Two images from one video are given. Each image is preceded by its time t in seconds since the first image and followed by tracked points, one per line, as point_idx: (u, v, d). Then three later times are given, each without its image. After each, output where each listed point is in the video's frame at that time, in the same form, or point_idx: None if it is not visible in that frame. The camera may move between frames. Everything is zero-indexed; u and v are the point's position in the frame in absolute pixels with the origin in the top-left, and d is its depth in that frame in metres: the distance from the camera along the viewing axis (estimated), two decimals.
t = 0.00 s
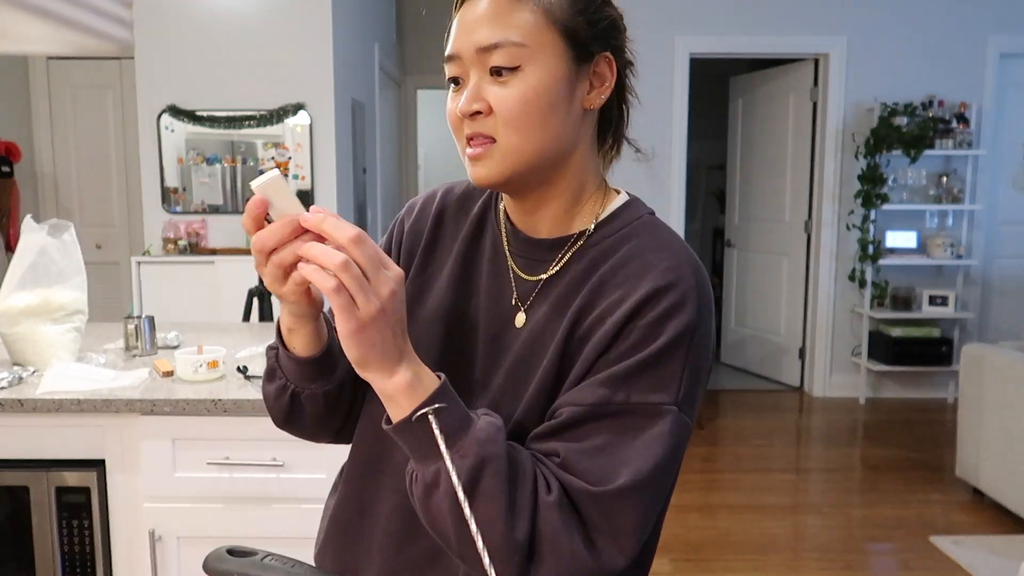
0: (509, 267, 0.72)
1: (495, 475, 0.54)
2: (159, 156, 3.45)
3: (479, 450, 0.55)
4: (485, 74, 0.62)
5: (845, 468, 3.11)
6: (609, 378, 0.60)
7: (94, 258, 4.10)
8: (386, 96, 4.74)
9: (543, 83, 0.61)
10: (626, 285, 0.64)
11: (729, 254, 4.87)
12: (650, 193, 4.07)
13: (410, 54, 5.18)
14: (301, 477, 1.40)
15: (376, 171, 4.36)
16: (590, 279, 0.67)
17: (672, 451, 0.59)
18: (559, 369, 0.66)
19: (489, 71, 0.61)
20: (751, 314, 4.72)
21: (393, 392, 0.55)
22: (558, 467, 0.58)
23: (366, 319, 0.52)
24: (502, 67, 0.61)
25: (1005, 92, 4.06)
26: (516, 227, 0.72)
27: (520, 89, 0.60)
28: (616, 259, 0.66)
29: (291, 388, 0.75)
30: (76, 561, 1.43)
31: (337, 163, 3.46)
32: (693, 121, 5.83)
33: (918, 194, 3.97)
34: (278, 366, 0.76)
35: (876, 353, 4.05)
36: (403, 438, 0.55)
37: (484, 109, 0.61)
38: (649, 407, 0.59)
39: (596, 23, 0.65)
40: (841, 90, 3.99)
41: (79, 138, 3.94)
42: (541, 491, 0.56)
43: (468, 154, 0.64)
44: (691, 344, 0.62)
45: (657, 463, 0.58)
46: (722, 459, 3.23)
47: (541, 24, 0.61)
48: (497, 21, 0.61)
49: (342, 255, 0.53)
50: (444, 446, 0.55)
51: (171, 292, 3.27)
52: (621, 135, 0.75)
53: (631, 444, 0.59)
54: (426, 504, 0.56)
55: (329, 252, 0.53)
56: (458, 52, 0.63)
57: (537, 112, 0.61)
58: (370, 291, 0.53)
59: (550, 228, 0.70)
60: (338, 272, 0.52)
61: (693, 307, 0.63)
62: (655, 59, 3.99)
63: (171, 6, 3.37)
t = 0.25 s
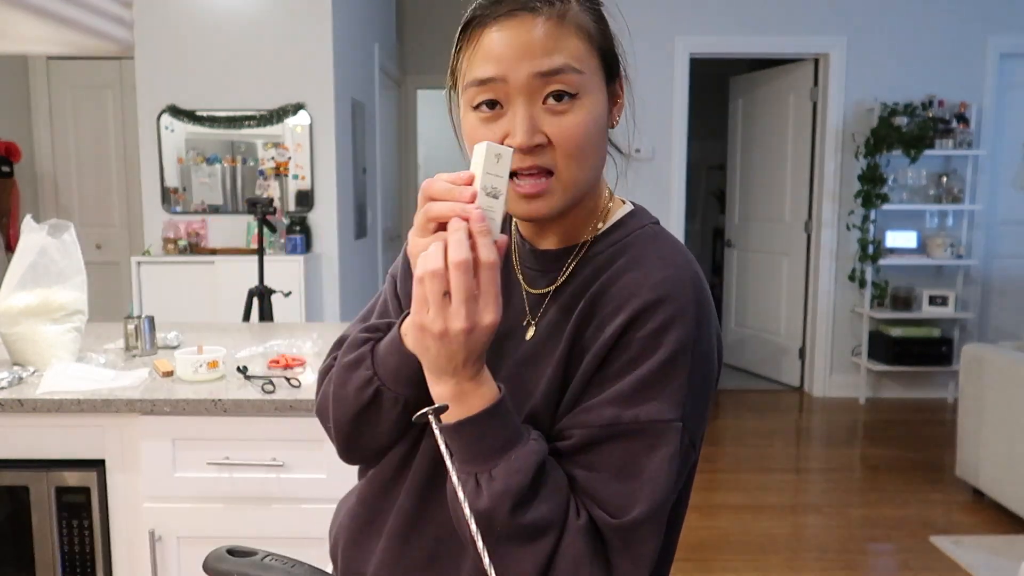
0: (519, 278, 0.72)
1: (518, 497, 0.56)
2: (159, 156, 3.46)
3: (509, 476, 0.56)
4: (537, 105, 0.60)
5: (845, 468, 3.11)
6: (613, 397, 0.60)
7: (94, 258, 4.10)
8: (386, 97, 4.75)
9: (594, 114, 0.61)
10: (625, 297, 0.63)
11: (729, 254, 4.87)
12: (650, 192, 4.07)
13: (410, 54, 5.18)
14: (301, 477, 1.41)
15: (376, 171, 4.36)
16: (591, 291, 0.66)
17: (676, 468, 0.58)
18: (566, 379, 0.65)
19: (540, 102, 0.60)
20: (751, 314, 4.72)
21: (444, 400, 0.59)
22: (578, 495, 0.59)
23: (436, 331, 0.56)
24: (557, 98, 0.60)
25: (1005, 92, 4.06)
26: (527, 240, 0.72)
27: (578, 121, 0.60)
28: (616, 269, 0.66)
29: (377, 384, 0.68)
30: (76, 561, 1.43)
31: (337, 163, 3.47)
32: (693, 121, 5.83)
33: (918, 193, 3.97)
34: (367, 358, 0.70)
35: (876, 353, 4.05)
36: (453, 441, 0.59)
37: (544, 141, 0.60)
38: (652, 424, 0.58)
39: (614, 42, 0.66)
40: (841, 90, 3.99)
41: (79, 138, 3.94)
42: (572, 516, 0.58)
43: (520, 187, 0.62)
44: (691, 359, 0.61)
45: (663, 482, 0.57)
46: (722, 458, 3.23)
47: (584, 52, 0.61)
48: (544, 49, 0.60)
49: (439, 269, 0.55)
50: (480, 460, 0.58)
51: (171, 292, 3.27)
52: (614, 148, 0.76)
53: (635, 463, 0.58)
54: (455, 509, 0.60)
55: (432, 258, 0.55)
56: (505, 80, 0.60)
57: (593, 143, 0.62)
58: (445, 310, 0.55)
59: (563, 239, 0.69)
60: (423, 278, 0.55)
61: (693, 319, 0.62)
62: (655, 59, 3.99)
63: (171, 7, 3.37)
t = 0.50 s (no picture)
0: (518, 282, 0.73)
1: (511, 480, 0.57)
2: (159, 156, 3.46)
3: (506, 459, 0.57)
4: (546, 120, 0.60)
5: (845, 468, 3.11)
6: (605, 394, 0.59)
7: (94, 259, 4.11)
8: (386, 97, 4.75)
9: (602, 125, 0.62)
10: (617, 295, 0.63)
11: (728, 254, 4.87)
12: (650, 192, 4.07)
13: (410, 54, 5.19)
14: (301, 477, 1.40)
15: (376, 171, 4.37)
16: (586, 287, 0.66)
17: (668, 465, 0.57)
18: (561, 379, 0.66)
19: (549, 116, 0.60)
20: (751, 313, 4.72)
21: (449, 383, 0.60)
22: (572, 488, 0.59)
23: (443, 307, 0.57)
24: (566, 111, 0.61)
25: (1005, 92, 4.06)
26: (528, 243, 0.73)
27: (587, 134, 0.61)
28: (610, 268, 0.66)
29: (391, 378, 0.68)
30: (76, 561, 1.43)
31: (337, 163, 3.47)
32: (693, 121, 5.83)
33: (917, 193, 3.97)
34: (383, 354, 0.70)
35: (876, 353, 4.05)
36: (459, 422, 0.59)
37: (555, 154, 0.60)
38: (643, 420, 0.57)
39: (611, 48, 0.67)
40: (841, 90, 3.99)
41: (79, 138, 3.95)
42: (566, 508, 0.58)
43: (529, 195, 0.62)
44: (684, 355, 0.60)
45: (657, 480, 0.57)
46: (722, 459, 3.22)
47: (589, 66, 0.62)
48: (552, 67, 0.60)
49: (449, 245, 0.55)
50: (481, 439, 0.58)
51: (171, 292, 3.27)
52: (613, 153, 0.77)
53: (627, 458, 0.58)
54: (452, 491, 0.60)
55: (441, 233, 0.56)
56: (514, 98, 0.60)
57: (601, 154, 0.62)
58: (453, 286, 0.56)
59: (562, 241, 0.70)
60: (431, 253, 0.56)
61: (685, 314, 0.61)
62: (655, 59, 3.99)
63: (171, 7, 3.37)
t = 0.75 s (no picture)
0: (517, 286, 0.74)
1: (501, 488, 0.57)
2: (159, 156, 3.46)
3: (497, 467, 0.57)
4: (538, 124, 0.60)
5: (844, 468, 3.11)
6: (597, 401, 0.59)
7: (94, 259, 4.11)
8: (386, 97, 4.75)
9: (595, 127, 0.62)
10: (612, 300, 0.63)
11: (728, 254, 4.87)
12: (650, 192, 4.07)
13: (410, 54, 5.19)
14: (301, 477, 1.41)
15: (376, 171, 4.37)
16: (581, 293, 0.66)
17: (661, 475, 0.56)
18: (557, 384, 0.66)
19: (541, 120, 0.60)
20: (751, 313, 4.72)
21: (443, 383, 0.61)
22: (563, 496, 0.59)
23: (433, 313, 0.58)
24: (558, 115, 0.60)
25: (1005, 92, 4.06)
26: (529, 249, 0.74)
27: (580, 137, 0.61)
28: (606, 272, 0.65)
29: (388, 383, 0.69)
30: (76, 561, 1.43)
31: (337, 163, 3.47)
32: (693, 121, 5.83)
33: (917, 194, 3.97)
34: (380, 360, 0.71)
35: (876, 353, 4.05)
36: (450, 427, 0.60)
37: (548, 158, 0.61)
38: (636, 429, 0.57)
39: (605, 49, 0.67)
40: (841, 90, 3.98)
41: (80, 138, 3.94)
42: (557, 516, 0.58)
43: (521, 203, 0.63)
44: (678, 362, 0.59)
45: (648, 489, 0.56)
46: (722, 459, 3.22)
47: (582, 68, 0.61)
48: (543, 69, 0.60)
49: (435, 254, 0.57)
50: (474, 447, 0.59)
51: (172, 292, 3.27)
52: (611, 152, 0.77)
53: (619, 467, 0.57)
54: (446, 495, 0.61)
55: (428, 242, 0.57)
56: (505, 102, 0.60)
57: (596, 157, 0.62)
58: (442, 293, 0.58)
59: (560, 245, 0.71)
60: (418, 261, 0.57)
61: (681, 321, 0.60)
62: (655, 59, 3.99)
63: (171, 7, 3.37)
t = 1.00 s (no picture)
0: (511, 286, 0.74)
1: (489, 484, 0.57)
2: (159, 156, 3.46)
3: (487, 463, 0.57)
4: (532, 126, 0.60)
5: (844, 468, 3.11)
6: (587, 400, 0.59)
7: (94, 258, 4.11)
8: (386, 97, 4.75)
9: (589, 129, 0.62)
10: (600, 299, 0.63)
11: (728, 254, 4.87)
12: (651, 192, 4.07)
13: (410, 54, 5.19)
14: (301, 477, 1.41)
15: (376, 171, 4.37)
16: (573, 292, 0.66)
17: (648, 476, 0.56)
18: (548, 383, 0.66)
19: (536, 122, 0.61)
20: (751, 313, 4.72)
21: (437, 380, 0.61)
22: (552, 495, 0.59)
23: (427, 311, 0.58)
24: (553, 116, 0.61)
25: (1005, 92, 4.06)
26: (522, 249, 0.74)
27: (574, 138, 0.61)
28: (597, 271, 0.65)
29: (387, 384, 0.69)
30: (76, 561, 1.43)
31: (337, 163, 3.47)
32: (693, 121, 5.84)
33: (917, 194, 3.97)
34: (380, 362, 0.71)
35: (876, 353, 4.05)
36: (442, 423, 0.61)
37: (543, 160, 0.61)
38: (625, 430, 0.57)
39: (600, 50, 0.66)
40: (841, 90, 3.99)
41: (80, 138, 3.95)
42: (546, 515, 0.58)
43: (514, 204, 0.63)
44: (668, 362, 0.58)
45: (635, 490, 0.56)
46: (722, 459, 3.22)
47: (576, 69, 0.61)
48: (537, 71, 0.60)
49: (430, 251, 0.57)
50: (466, 443, 0.59)
51: (171, 292, 3.27)
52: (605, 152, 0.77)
53: (606, 467, 0.57)
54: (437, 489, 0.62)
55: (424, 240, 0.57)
56: (499, 102, 0.60)
57: (591, 158, 0.63)
58: (437, 290, 0.58)
59: (554, 245, 0.71)
60: (414, 258, 0.57)
61: (671, 320, 0.59)
62: (655, 59, 3.99)
63: (171, 7, 3.37)
